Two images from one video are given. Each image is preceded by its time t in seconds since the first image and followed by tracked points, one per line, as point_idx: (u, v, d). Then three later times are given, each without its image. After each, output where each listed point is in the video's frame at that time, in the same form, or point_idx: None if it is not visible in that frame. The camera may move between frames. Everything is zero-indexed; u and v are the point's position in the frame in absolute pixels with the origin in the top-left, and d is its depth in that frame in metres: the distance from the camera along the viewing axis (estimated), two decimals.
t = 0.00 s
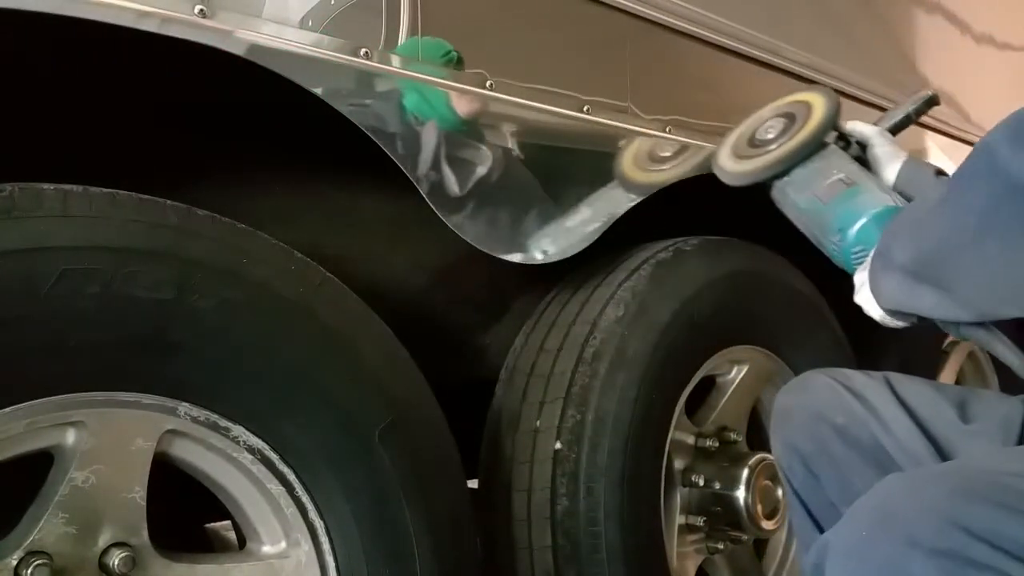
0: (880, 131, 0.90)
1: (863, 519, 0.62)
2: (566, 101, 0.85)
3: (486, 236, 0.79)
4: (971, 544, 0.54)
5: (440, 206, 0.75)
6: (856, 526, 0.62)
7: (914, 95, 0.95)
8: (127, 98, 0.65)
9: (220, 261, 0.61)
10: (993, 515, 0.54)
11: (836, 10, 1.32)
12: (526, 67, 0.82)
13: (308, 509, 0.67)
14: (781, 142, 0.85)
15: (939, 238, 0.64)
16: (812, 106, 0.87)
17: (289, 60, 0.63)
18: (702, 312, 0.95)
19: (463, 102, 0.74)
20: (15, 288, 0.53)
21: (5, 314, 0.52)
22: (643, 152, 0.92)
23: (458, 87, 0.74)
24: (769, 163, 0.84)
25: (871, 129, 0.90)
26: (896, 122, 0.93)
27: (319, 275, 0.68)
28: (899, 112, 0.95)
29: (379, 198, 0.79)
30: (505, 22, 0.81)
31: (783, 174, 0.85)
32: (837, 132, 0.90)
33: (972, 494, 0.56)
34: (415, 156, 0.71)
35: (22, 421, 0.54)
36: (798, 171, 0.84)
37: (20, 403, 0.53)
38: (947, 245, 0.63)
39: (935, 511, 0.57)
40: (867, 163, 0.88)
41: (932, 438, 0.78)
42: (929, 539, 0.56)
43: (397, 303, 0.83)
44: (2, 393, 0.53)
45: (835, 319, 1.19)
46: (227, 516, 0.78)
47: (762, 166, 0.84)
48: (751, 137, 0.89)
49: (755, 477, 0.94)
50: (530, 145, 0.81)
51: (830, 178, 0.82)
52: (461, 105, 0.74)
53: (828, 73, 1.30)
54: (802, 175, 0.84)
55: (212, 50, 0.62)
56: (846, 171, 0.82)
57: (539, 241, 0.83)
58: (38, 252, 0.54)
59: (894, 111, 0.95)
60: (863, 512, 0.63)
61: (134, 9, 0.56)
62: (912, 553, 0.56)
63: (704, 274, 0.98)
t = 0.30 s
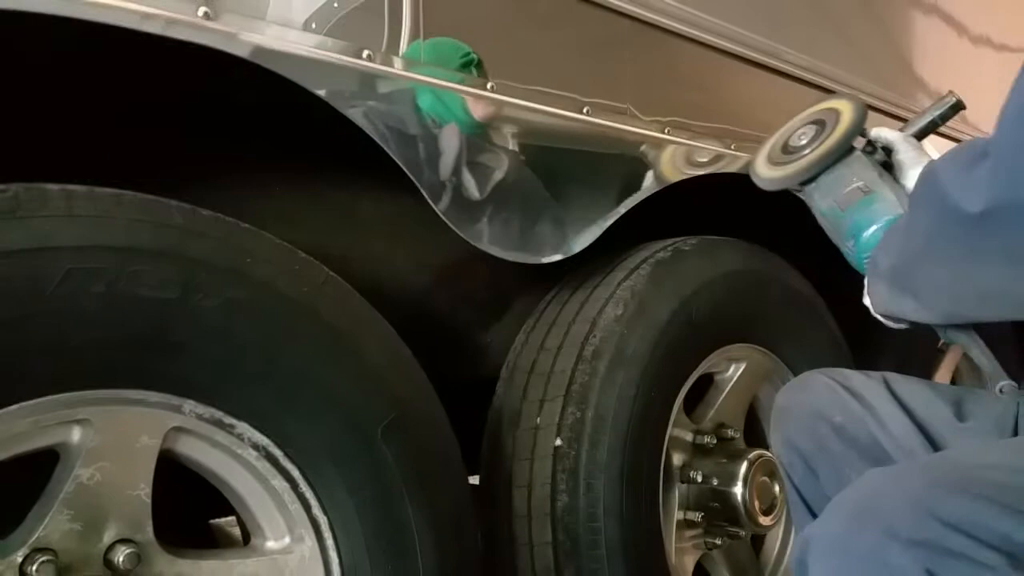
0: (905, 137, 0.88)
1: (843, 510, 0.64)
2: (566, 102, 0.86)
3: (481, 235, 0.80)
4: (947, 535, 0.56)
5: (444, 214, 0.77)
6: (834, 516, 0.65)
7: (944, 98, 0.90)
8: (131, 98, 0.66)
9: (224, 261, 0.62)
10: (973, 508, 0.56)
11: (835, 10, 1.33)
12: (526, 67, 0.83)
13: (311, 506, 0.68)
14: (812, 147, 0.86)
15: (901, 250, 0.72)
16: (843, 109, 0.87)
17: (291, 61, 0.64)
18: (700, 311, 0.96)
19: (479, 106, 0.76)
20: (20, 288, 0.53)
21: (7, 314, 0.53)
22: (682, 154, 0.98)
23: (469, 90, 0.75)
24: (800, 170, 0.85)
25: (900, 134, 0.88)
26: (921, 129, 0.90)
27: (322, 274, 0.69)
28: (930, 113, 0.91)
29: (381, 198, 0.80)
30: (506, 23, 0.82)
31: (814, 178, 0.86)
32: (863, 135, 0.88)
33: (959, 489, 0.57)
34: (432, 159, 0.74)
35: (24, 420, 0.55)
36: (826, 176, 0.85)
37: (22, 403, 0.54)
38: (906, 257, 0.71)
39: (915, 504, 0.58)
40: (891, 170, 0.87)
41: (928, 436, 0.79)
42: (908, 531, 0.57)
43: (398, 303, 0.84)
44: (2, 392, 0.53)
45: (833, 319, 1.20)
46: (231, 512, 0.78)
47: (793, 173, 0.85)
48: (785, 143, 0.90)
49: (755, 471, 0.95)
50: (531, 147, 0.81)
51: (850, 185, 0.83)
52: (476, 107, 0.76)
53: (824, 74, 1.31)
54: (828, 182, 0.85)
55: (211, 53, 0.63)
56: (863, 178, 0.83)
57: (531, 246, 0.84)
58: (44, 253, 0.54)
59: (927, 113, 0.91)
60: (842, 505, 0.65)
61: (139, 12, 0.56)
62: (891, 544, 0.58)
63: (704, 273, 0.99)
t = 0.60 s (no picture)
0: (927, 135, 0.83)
1: (833, 515, 0.61)
2: (567, 101, 0.85)
3: (483, 236, 0.77)
4: (940, 534, 0.54)
5: (447, 215, 0.73)
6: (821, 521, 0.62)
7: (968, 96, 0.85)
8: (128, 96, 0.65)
9: (220, 261, 0.61)
10: (966, 507, 0.54)
11: (837, 11, 1.33)
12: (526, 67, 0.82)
13: (308, 509, 0.67)
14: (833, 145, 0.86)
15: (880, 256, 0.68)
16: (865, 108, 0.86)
17: (289, 59, 0.63)
18: (701, 311, 0.96)
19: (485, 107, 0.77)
20: (16, 288, 0.53)
21: (9, 314, 0.52)
22: (712, 156, 1.00)
23: (474, 90, 0.76)
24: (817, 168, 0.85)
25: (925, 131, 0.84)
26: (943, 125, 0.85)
27: (320, 275, 0.68)
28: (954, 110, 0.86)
29: (380, 199, 0.80)
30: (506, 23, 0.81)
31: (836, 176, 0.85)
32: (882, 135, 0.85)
33: (953, 491, 0.56)
34: (438, 157, 0.71)
35: (21, 421, 0.54)
36: (846, 173, 0.84)
37: (19, 404, 0.53)
38: (885, 262, 0.68)
39: (909, 504, 0.56)
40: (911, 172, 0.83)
41: (929, 438, 0.79)
42: (901, 531, 0.55)
43: (398, 304, 0.83)
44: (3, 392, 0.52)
45: (835, 320, 1.20)
46: (228, 516, 0.78)
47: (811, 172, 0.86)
48: (811, 142, 0.90)
49: (755, 476, 0.94)
50: (530, 147, 0.80)
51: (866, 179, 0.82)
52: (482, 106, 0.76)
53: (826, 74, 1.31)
54: (848, 177, 0.84)
55: (211, 53, 0.62)
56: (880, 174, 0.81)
57: (538, 248, 0.81)
58: (39, 252, 0.54)
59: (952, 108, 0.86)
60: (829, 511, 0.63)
61: (136, 10, 0.56)
62: (884, 544, 0.55)
63: (704, 274, 0.98)
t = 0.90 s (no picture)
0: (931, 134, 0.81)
1: (843, 516, 0.61)
2: (566, 101, 0.86)
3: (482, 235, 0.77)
4: (961, 529, 0.53)
5: (447, 215, 0.74)
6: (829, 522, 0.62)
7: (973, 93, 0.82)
8: (128, 97, 0.65)
9: (221, 261, 0.62)
10: (982, 500, 0.54)
11: (837, 11, 1.33)
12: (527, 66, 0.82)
13: (308, 508, 0.67)
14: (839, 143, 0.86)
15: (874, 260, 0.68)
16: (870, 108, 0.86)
17: (289, 60, 0.63)
18: (701, 311, 0.96)
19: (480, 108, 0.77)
20: (16, 288, 0.53)
21: (7, 314, 0.52)
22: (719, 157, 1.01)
23: (474, 90, 0.76)
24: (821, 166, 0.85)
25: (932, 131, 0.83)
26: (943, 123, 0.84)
27: (321, 275, 0.68)
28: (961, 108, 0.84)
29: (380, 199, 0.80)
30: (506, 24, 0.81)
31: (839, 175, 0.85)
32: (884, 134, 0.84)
33: (969, 486, 0.56)
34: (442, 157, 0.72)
35: (21, 421, 0.54)
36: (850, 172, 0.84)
37: (20, 403, 0.54)
38: (880, 265, 0.68)
39: (925, 500, 0.56)
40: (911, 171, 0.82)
41: (926, 437, 0.79)
42: (919, 525, 0.54)
43: (398, 303, 0.83)
44: (3, 392, 0.53)
45: (835, 320, 1.20)
46: (228, 515, 0.78)
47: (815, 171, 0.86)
48: (818, 143, 0.90)
49: (755, 476, 0.94)
50: (530, 147, 0.80)
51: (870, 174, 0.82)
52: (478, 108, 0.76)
53: (826, 74, 1.31)
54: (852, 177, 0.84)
55: (211, 54, 0.62)
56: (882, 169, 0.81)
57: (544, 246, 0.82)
58: (39, 252, 0.54)
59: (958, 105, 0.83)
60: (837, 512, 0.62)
61: (137, 10, 0.56)
62: (902, 539, 0.54)
63: (704, 274, 0.98)
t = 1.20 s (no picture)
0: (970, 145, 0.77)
1: (867, 501, 0.65)
2: (567, 101, 0.85)
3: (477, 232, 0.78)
4: (986, 506, 0.58)
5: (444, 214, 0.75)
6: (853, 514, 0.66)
7: None
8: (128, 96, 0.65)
9: (221, 261, 0.61)
10: (1004, 479, 0.60)
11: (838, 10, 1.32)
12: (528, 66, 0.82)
13: (308, 507, 0.67)
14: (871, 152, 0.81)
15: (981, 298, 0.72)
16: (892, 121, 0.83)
17: (291, 60, 0.63)
18: (701, 311, 0.96)
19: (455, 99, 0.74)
20: (16, 288, 0.53)
21: (6, 314, 0.52)
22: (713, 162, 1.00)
23: (473, 91, 0.76)
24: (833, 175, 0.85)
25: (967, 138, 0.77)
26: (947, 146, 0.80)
27: (320, 275, 0.68)
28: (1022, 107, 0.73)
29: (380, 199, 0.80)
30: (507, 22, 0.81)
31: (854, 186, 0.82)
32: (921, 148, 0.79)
33: (993, 465, 0.61)
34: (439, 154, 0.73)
35: (21, 421, 0.54)
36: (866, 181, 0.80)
37: (19, 404, 0.54)
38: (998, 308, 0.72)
39: (950, 480, 0.61)
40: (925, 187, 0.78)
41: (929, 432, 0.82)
42: (944, 500, 0.60)
43: (398, 303, 0.83)
44: (3, 393, 0.53)
45: (835, 319, 1.20)
46: (228, 515, 0.78)
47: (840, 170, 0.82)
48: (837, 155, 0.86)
49: (755, 476, 0.94)
50: (531, 146, 0.81)
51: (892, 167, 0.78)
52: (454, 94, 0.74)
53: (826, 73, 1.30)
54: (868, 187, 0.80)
55: (211, 54, 0.62)
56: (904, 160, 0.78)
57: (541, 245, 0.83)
58: (39, 252, 0.54)
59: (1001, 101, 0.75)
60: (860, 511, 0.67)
61: (136, 10, 0.56)
62: (928, 514, 0.60)
63: (704, 274, 0.98)
